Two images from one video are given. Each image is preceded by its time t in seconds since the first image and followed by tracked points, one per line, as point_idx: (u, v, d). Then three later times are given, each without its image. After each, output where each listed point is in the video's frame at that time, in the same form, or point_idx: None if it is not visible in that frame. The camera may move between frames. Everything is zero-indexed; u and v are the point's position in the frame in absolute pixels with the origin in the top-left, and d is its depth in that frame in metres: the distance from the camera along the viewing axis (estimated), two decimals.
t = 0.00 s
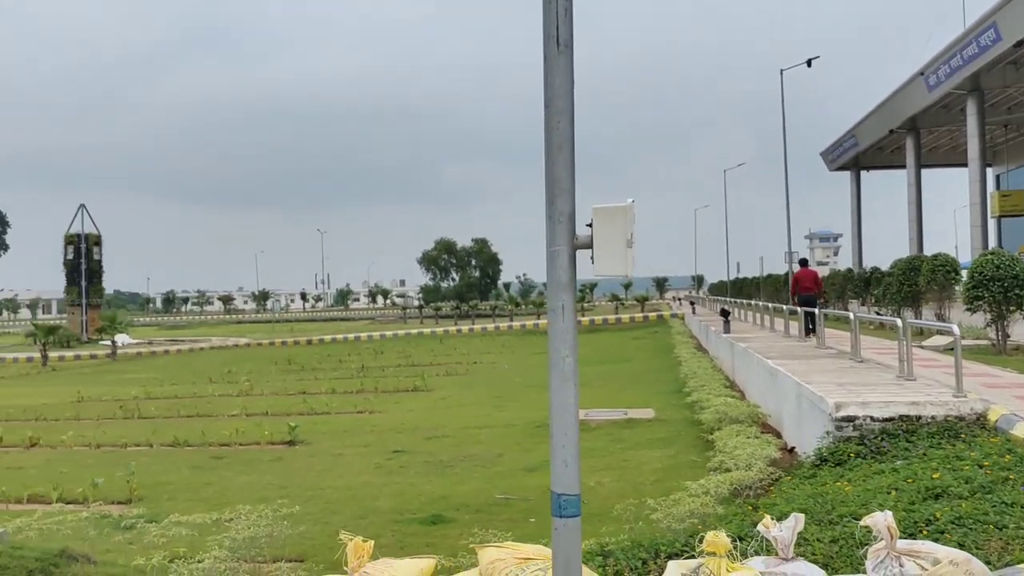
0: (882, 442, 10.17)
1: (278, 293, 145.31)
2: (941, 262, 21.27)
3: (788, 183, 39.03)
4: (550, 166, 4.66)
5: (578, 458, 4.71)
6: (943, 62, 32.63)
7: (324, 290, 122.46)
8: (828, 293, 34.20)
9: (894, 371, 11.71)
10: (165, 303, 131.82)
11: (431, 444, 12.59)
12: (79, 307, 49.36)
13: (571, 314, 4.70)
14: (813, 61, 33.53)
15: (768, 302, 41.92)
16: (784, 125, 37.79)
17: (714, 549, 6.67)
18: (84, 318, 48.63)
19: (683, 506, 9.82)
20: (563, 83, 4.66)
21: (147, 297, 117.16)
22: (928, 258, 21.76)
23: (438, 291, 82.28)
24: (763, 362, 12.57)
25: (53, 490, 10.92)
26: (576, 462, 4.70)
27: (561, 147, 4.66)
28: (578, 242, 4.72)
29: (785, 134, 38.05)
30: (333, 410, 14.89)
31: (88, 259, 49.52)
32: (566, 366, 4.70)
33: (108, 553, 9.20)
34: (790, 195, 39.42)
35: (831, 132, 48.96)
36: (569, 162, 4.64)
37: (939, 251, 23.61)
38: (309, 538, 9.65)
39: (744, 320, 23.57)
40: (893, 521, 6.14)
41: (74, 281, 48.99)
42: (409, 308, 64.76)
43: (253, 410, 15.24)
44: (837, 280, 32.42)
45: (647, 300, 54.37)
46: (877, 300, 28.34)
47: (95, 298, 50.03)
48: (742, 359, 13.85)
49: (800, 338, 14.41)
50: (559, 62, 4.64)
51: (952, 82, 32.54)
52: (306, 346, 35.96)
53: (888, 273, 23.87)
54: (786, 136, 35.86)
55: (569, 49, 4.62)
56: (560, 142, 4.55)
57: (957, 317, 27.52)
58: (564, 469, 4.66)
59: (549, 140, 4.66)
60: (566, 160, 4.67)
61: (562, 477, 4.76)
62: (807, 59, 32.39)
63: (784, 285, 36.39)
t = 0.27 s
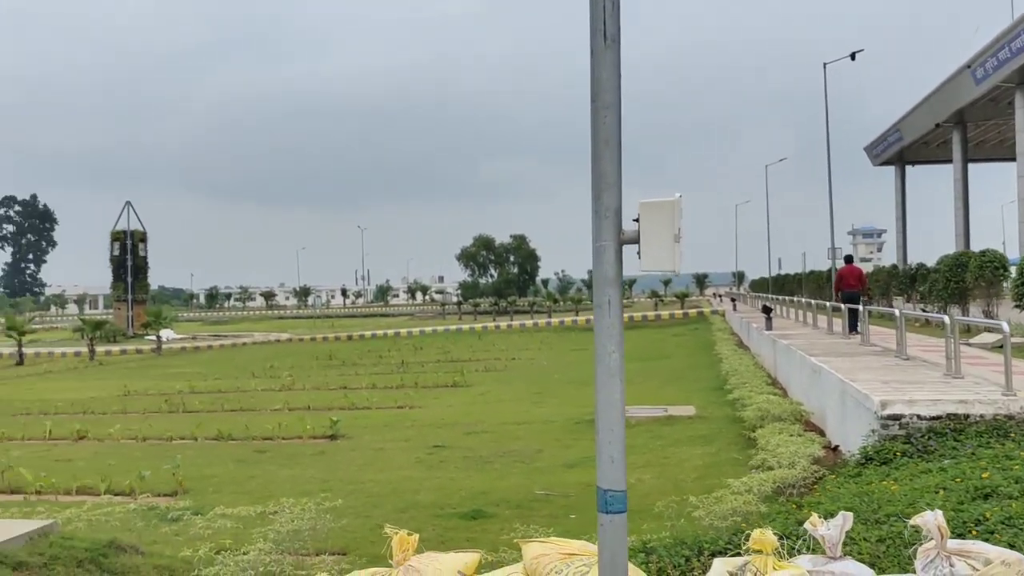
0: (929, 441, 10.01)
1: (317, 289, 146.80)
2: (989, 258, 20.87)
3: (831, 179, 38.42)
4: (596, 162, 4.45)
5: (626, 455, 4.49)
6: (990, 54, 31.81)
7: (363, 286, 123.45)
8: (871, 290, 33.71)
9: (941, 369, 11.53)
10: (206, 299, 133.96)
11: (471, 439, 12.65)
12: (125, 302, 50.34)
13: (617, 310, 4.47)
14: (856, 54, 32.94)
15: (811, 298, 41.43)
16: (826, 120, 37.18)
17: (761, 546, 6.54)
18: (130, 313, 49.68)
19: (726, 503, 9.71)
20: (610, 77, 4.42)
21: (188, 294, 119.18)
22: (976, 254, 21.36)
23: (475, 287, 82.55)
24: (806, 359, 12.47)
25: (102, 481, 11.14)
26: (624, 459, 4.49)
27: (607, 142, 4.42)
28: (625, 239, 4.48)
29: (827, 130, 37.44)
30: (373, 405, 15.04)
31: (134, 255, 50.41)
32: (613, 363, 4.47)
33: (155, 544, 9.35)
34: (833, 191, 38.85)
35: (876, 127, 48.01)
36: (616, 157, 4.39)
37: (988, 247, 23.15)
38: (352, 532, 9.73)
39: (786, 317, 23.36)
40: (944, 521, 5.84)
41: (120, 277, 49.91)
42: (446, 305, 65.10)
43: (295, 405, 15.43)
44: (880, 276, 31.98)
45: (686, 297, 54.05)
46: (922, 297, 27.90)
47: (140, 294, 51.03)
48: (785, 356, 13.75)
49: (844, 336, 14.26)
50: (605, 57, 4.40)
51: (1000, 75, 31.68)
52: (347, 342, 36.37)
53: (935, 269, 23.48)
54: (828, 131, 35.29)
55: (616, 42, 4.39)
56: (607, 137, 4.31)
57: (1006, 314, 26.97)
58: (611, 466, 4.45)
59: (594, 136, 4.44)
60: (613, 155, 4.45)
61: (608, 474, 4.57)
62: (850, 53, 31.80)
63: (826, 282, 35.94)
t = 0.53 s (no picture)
0: (973, 441, 9.83)
1: (352, 285, 147.90)
2: None
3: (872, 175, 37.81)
4: (640, 158, 4.36)
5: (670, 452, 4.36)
6: None
7: (399, 283, 124.18)
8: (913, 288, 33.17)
9: (986, 368, 11.33)
10: (243, 295, 135.66)
11: (507, 436, 12.69)
12: (166, 299, 51.08)
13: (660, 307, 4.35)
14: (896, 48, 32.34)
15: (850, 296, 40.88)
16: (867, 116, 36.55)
17: (805, 546, 6.41)
18: (171, 309, 50.47)
19: (765, 502, 9.63)
20: (655, 72, 4.34)
21: (226, 290, 120.68)
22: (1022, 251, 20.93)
23: (511, 285, 82.60)
24: (847, 357, 12.35)
25: (145, 475, 11.31)
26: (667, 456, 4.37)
27: (652, 138, 4.33)
28: (668, 235, 4.38)
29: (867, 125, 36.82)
30: (410, 400, 15.14)
31: (174, 252, 51.06)
32: (655, 360, 4.37)
33: (197, 537, 9.47)
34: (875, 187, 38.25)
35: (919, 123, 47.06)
36: (660, 152, 4.30)
37: None
38: (389, 526, 9.78)
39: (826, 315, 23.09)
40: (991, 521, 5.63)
41: (161, 273, 50.64)
42: (480, 301, 65.23)
43: (333, 400, 15.58)
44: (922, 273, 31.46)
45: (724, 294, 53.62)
46: (965, 295, 27.40)
47: (181, 290, 51.78)
48: (824, 355, 13.64)
49: (885, 334, 14.09)
50: (649, 53, 4.32)
51: None
52: (384, 338, 36.64)
53: (979, 267, 23.05)
54: (869, 127, 34.66)
55: (660, 37, 4.29)
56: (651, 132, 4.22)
57: None
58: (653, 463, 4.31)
59: (637, 132, 4.35)
60: (657, 151, 4.35)
61: (651, 471, 4.44)
62: (891, 47, 31.23)
63: (866, 280, 35.44)
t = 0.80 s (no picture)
0: (1017, 443, 9.61)
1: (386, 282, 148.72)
2: None
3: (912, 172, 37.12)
4: (681, 154, 4.31)
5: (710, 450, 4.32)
6: None
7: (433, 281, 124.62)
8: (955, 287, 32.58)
9: None
10: (278, 292, 137.07)
11: (541, 434, 12.69)
12: (204, 295, 51.78)
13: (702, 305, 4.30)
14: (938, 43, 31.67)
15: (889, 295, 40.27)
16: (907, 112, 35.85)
17: (847, 548, 6.33)
18: (208, 306, 51.21)
19: (804, 503, 9.52)
20: (698, 68, 4.28)
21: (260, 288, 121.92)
22: None
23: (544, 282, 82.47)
24: (887, 357, 12.19)
25: (184, 469, 11.46)
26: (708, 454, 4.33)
27: (694, 133, 4.28)
28: (710, 232, 4.32)
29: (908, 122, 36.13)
30: (445, 398, 15.20)
31: (213, 249, 51.71)
32: (697, 358, 4.33)
33: (234, 531, 9.57)
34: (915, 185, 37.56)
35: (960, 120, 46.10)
36: (703, 148, 4.26)
37: None
38: (424, 523, 9.82)
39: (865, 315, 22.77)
40: None
41: (199, 270, 51.36)
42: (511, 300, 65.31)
43: (368, 397, 15.68)
44: (965, 272, 30.87)
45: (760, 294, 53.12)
46: (1009, 295, 26.85)
47: (219, 287, 52.48)
48: (863, 355, 13.47)
49: (925, 334, 13.87)
50: (692, 47, 4.26)
51: None
52: (418, 336, 36.82)
53: None
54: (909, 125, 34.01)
55: (703, 33, 4.25)
56: (693, 128, 4.17)
57: None
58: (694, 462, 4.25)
59: (679, 128, 4.31)
60: (699, 148, 4.31)
61: (692, 469, 4.41)
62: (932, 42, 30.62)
63: (906, 279, 34.87)
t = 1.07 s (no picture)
0: None
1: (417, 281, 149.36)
2: None
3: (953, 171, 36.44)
4: (722, 152, 4.28)
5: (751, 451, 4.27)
6: None
7: (465, 281, 124.93)
8: (996, 288, 31.98)
9: None
10: (310, 291, 138.16)
11: (574, 433, 12.68)
12: (239, 294, 52.38)
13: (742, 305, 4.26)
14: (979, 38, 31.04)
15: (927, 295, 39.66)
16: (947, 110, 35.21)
17: (888, 551, 6.25)
18: (243, 305, 51.86)
19: (841, 506, 9.41)
20: (739, 65, 4.24)
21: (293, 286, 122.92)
22: None
23: (576, 283, 82.32)
24: (925, 359, 12.04)
25: (220, 466, 11.60)
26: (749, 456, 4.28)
27: (735, 132, 4.24)
28: (752, 231, 4.27)
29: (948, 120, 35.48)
30: (478, 396, 15.24)
31: (248, 248, 52.24)
32: (737, 358, 4.30)
33: (270, 527, 9.66)
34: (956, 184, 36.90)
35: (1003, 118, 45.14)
36: (744, 147, 4.22)
37: None
38: (458, 521, 9.84)
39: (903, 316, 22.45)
40: None
41: (234, 269, 51.92)
42: (542, 299, 65.28)
43: (401, 395, 15.76)
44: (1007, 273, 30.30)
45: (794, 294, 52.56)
46: None
47: (255, 286, 53.07)
48: (901, 356, 13.31)
49: (964, 335, 13.67)
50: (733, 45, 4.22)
51: None
52: (451, 335, 36.93)
53: None
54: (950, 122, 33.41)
55: (745, 30, 4.20)
56: (735, 126, 4.14)
57: None
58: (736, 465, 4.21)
59: (720, 126, 4.27)
60: (741, 146, 4.28)
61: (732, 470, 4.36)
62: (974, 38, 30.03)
63: (946, 279, 34.29)
